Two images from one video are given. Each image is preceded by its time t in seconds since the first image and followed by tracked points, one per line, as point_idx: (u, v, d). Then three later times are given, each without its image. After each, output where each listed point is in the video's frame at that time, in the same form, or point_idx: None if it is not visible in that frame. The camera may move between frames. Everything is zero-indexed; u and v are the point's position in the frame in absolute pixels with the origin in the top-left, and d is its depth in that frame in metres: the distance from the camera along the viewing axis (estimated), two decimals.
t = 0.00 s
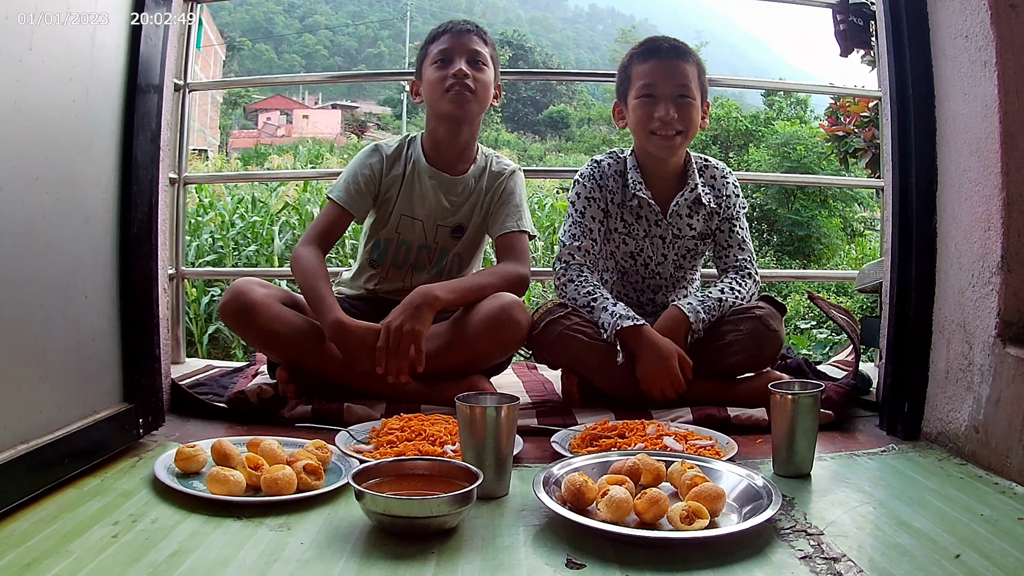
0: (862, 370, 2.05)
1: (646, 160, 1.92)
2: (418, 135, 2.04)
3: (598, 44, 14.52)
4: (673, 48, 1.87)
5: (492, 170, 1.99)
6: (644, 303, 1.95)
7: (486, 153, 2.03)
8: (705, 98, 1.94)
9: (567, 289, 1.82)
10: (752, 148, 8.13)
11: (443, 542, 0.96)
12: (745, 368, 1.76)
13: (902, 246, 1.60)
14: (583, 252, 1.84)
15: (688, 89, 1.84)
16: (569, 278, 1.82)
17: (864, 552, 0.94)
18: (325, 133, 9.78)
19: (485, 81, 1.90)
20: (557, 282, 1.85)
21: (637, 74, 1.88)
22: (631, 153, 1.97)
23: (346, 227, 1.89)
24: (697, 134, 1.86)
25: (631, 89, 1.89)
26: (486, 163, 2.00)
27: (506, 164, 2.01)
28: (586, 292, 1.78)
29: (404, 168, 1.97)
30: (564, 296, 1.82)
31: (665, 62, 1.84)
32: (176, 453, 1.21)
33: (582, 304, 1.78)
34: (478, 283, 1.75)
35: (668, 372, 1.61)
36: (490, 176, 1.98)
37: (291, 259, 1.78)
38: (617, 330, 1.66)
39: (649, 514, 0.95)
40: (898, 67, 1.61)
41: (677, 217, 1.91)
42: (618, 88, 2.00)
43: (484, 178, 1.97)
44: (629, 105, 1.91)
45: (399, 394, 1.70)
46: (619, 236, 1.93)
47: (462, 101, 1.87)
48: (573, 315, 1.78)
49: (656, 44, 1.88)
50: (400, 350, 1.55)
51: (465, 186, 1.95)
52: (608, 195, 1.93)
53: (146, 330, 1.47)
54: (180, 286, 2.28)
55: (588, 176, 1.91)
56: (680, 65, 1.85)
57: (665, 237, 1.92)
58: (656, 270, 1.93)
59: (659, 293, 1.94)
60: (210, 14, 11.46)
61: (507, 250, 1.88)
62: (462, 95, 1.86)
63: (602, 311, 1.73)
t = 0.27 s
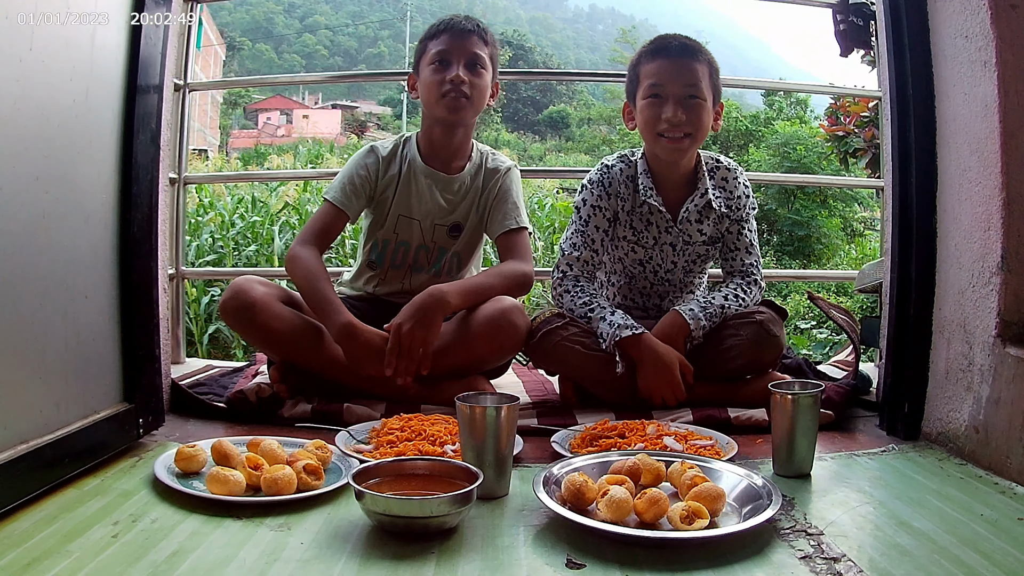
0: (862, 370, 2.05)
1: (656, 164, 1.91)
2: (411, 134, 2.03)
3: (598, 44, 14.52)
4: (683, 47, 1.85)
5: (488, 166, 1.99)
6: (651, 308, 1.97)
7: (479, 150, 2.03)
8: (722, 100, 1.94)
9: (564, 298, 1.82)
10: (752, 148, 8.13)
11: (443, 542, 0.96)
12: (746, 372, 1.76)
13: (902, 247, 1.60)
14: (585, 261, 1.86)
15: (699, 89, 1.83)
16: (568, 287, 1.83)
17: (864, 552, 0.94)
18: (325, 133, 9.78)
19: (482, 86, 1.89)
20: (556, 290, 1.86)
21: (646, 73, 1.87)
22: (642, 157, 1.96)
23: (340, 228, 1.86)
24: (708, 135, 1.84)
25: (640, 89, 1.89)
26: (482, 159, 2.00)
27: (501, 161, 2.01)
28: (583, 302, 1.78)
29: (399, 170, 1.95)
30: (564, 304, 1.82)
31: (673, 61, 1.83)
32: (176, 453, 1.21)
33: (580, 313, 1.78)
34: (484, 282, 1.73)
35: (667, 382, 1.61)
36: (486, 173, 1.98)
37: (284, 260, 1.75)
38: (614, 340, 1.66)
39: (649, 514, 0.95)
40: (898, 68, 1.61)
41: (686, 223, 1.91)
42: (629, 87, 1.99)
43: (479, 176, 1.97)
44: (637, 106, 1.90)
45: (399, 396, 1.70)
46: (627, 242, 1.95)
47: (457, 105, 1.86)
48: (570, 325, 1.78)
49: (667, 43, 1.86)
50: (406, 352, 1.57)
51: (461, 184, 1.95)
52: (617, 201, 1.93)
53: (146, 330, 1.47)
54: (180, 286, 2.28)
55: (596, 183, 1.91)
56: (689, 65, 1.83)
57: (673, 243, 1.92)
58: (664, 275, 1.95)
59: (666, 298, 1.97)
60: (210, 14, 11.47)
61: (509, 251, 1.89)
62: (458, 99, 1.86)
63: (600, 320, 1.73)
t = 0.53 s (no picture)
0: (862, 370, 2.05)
1: (655, 160, 1.92)
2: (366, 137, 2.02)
3: (598, 44, 14.51)
4: (680, 45, 1.87)
5: (446, 153, 1.98)
6: (648, 303, 1.95)
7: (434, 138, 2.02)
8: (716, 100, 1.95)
9: (568, 293, 1.81)
10: (752, 148, 8.13)
11: (442, 542, 0.96)
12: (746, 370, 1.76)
13: (902, 247, 1.60)
14: (586, 256, 1.85)
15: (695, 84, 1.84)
16: (571, 282, 1.82)
17: (864, 552, 0.94)
18: (325, 133, 9.79)
19: (433, 92, 1.91)
20: (558, 285, 1.85)
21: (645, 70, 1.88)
22: (640, 154, 1.96)
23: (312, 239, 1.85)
24: (703, 130, 1.85)
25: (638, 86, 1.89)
26: (438, 149, 1.99)
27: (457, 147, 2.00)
28: (587, 296, 1.78)
29: (358, 174, 1.95)
30: (565, 300, 1.82)
31: (671, 57, 1.85)
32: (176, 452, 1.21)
33: (582, 309, 1.77)
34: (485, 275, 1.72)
35: (666, 381, 1.61)
36: (444, 161, 1.97)
37: (265, 275, 1.74)
38: (616, 335, 1.66)
39: (649, 514, 0.95)
40: (898, 68, 1.61)
41: (683, 219, 1.92)
42: (627, 88, 2.00)
43: (438, 166, 1.96)
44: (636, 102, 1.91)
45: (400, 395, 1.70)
46: (624, 238, 1.94)
47: (408, 107, 1.87)
48: (571, 321, 1.78)
49: (664, 41, 1.88)
50: (417, 353, 1.59)
51: (422, 176, 1.94)
52: (616, 197, 1.92)
53: (146, 330, 1.47)
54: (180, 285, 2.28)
55: (596, 179, 1.91)
56: (687, 61, 1.85)
57: (670, 239, 1.92)
58: (661, 271, 1.94)
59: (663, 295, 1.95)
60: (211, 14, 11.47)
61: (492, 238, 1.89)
62: (409, 102, 1.87)
63: (602, 316, 1.73)
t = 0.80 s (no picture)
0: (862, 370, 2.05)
1: (648, 156, 1.93)
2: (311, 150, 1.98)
3: (598, 44, 14.52)
4: (669, 44, 1.87)
5: (387, 149, 1.92)
6: (644, 297, 1.94)
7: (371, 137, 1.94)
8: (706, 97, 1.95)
9: (571, 286, 1.80)
10: (752, 148, 8.13)
11: (442, 542, 0.96)
12: (744, 365, 1.76)
13: (902, 246, 1.60)
14: (587, 250, 1.84)
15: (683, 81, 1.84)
16: (574, 275, 1.81)
17: (864, 552, 0.94)
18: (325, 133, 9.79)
19: (364, 112, 1.80)
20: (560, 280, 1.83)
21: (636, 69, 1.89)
22: (634, 153, 1.97)
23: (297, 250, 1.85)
24: (694, 126, 1.85)
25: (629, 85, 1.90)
26: (377, 147, 1.92)
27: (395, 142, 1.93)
28: (590, 290, 1.77)
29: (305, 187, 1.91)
30: (568, 294, 1.81)
31: (660, 56, 1.85)
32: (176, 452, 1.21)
33: (584, 302, 1.77)
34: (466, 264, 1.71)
35: (663, 375, 1.59)
36: (385, 157, 1.91)
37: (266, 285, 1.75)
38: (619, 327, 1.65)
39: (649, 514, 0.95)
40: (898, 68, 1.61)
41: (676, 215, 1.92)
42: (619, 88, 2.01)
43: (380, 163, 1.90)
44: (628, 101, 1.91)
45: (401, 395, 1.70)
46: (619, 233, 1.94)
47: (340, 133, 1.78)
48: (572, 314, 1.77)
49: (652, 41, 1.89)
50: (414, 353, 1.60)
51: (364, 177, 1.89)
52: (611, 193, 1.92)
53: (146, 330, 1.47)
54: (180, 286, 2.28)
55: (592, 175, 1.91)
56: (676, 58, 1.85)
57: (664, 234, 1.93)
58: (654, 266, 1.94)
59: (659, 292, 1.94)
60: (211, 14, 11.47)
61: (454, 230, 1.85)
62: (339, 129, 1.77)
63: (604, 309, 1.72)
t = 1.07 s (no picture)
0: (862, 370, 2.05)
1: (650, 159, 1.92)
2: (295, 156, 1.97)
3: (598, 44, 14.51)
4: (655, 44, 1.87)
5: (367, 152, 1.89)
6: (645, 300, 1.95)
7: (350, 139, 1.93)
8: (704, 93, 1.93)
9: (570, 290, 1.81)
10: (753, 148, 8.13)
11: (442, 542, 0.96)
12: (745, 367, 1.76)
13: (902, 247, 1.60)
14: (585, 254, 1.85)
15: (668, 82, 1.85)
16: (573, 279, 1.81)
17: (864, 552, 0.94)
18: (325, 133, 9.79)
19: (340, 120, 1.79)
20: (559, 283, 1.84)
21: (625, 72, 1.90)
22: (637, 154, 1.96)
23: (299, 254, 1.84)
24: (679, 125, 1.85)
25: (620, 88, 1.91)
26: (358, 150, 1.90)
27: (375, 144, 1.91)
28: (589, 293, 1.77)
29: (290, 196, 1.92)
30: (567, 298, 1.82)
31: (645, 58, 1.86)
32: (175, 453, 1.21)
33: (583, 305, 1.77)
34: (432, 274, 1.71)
35: (663, 376, 1.59)
36: (364, 159, 1.89)
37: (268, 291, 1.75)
38: (616, 328, 1.66)
39: (649, 514, 0.95)
40: (898, 68, 1.61)
41: (679, 217, 1.92)
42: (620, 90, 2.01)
43: (360, 166, 1.89)
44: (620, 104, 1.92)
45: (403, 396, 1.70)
46: (622, 235, 1.94)
47: (318, 142, 1.77)
48: (571, 318, 1.78)
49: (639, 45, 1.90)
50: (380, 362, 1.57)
51: (345, 181, 1.88)
52: (613, 195, 1.92)
53: (145, 330, 1.47)
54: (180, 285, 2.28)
55: (594, 178, 1.92)
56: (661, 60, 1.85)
57: (666, 236, 1.93)
58: (657, 269, 1.94)
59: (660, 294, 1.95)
60: (211, 14, 11.47)
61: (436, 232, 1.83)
62: (316, 138, 1.76)
63: (603, 311, 1.73)
